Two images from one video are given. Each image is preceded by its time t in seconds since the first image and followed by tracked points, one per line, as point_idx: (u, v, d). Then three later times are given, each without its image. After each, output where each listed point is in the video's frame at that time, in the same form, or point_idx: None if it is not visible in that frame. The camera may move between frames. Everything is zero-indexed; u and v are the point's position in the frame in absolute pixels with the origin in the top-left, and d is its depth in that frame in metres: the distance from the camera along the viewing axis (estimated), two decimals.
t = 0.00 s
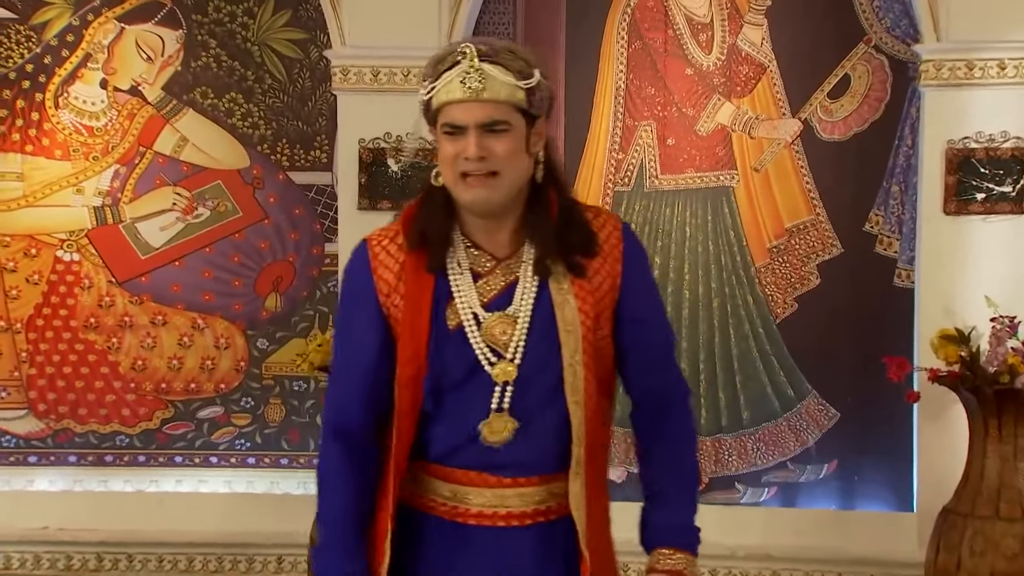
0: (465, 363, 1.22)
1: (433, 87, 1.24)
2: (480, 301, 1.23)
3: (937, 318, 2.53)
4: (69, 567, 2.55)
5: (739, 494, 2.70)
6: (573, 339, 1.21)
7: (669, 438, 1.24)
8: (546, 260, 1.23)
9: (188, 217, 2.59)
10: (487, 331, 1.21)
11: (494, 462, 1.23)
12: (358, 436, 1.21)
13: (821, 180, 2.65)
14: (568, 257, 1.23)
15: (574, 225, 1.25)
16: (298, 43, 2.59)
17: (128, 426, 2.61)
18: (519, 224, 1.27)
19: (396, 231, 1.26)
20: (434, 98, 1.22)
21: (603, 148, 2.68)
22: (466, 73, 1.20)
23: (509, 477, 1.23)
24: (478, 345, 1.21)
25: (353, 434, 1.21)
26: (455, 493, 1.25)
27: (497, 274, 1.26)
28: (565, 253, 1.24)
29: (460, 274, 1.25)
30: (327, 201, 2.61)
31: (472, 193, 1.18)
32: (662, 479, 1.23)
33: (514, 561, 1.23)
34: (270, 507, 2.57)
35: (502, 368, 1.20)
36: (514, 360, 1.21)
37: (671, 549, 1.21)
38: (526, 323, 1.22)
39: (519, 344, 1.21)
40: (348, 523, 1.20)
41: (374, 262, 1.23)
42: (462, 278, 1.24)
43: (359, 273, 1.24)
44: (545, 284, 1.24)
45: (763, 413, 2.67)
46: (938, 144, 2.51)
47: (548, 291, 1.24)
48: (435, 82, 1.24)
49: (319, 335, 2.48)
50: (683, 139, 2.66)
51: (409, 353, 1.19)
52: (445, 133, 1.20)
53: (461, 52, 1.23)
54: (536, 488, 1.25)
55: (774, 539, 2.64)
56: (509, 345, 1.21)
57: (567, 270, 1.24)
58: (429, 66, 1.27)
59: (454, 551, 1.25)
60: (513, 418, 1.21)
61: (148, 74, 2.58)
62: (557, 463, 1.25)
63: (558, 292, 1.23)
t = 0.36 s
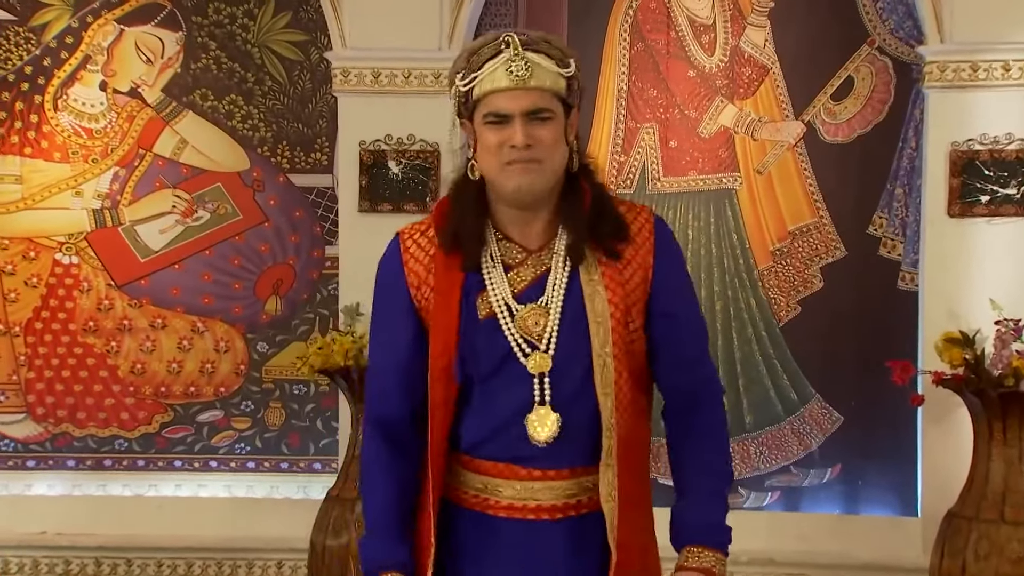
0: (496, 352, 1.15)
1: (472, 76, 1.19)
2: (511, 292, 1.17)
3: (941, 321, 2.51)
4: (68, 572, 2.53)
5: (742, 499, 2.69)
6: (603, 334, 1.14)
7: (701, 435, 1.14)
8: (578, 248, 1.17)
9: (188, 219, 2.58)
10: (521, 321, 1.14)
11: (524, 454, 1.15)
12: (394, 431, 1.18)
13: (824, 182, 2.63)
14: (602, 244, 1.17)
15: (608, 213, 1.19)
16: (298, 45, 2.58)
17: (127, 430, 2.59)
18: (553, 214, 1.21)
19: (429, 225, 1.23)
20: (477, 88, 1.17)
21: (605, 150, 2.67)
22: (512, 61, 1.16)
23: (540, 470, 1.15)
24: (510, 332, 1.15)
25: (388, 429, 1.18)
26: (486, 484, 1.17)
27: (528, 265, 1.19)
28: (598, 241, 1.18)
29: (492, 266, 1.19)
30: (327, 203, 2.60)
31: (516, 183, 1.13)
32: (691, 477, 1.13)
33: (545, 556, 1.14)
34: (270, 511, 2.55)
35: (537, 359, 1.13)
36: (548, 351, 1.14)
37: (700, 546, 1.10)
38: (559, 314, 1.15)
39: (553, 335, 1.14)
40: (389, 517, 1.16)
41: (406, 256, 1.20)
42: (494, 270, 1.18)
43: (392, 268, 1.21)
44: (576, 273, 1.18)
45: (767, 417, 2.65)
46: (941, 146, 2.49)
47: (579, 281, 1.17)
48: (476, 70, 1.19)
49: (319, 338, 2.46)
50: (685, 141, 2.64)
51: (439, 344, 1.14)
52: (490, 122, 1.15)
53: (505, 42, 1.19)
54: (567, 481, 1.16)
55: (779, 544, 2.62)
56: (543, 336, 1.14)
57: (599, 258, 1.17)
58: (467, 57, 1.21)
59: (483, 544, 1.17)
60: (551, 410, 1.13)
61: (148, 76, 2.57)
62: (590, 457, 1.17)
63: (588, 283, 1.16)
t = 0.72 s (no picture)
0: (474, 342, 1.22)
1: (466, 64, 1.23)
2: (488, 285, 1.25)
3: (943, 325, 2.50)
4: None
5: (743, 505, 2.66)
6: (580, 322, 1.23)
7: (664, 430, 1.24)
8: (556, 239, 1.26)
9: (186, 223, 2.56)
10: (501, 314, 1.22)
11: (503, 445, 1.22)
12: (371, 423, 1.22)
13: (826, 185, 2.62)
14: (578, 233, 1.27)
15: (582, 206, 1.29)
16: (297, 48, 2.57)
17: (125, 435, 2.57)
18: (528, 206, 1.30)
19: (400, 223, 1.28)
20: (471, 77, 1.22)
21: (605, 154, 2.66)
22: (511, 52, 1.22)
23: (514, 464, 1.22)
24: (491, 326, 1.22)
25: (361, 424, 1.21)
26: (457, 482, 1.25)
27: (504, 257, 1.27)
28: (573, 232, 1.28)
29: (468, 260, 1.26)
30: (326, 207, 2.58)
31: (510, 172, 1.19)
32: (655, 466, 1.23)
33: (520, 548, 1.22)
34: (268, 517, 2.53)
35: (518, 351, 1.21)
36: (528, 342, 1.22)
37: (665, 538, 1.20)
38: (537, 307, 1.23)
39: (531, 326, 1.22)
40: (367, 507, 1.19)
41: (379, 254, 1.25)
42: (471, 265, 1.25)
43: (364, 268, 1.25)
44: (553, 262, 1.26)
45: (768, 422, 2.63)
46: (943, 149, 2.48)
47: (555, 272, 1.26)
48: (471, 59, 1.23)
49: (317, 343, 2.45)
50: (686, 145, 2.63)
51: (418, 338, 1.21)
52: (483, 112, 1.21)
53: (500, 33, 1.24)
54: (542, 475, 1.24)
55: (780, 551, 2.60)
56: (522, 327, 1.22)
57: (576, 249, 1.27)
58: (455, 49, 1.26)
59: (464, 546, 1.24)
60: (530, 401, 1.20)
61: (146, 79, 2.55)
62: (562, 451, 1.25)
63: (565, 276, 1.25)
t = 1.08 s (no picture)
0: (456, 344, 1.25)
1: (447, 64, 1.27)
2: (470, 286, 1.28)
3: (952, 334, 2.46)
4: None
5: (748, 515, 2.61)
6: (560, 322, 1.29)
7: (632, 428, 1.34)
8: (536, 238, 1.32)
9: (184, 230, 2.53)
10: (485, 315, 1.26)
11: (487, 447, 1.26)
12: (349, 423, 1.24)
13: (832, 190, 2.58)
14: (555, 231, 1.35)
15: (555, 205, 1.36)
16: (295, 52, 2.54)
17: (121, 445, 2.53)
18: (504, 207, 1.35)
19: (376, 225, 1.29)
20: (454, 77, 1.26)
21: (608, 160, 2.62)
22: (494, 51, 1.27)
23: (494, 463, 1.27)
24: (474, 327, 1.25)
25: (339, 426, 1.24)
26: (436, 484, 1.28)
27: (485, 258, 1.31)
28: (550, 232, 1.35)
29: (449, 261, 1.29)
30: (325, 214, 2.55)
31: (495, 172, 1.23)
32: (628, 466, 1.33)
33: (502, 545, 1.27)
34: (267, 528, 2.50)
35: (502, 352, 1.25)
36: (512, 343, 1.26)
37: (638, 534, 1.30)
38: (519, 309, 1.28)
39: (514, 327, 1.27)
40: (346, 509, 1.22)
41: (357, 255, 1.26)
42: (452, 265, 1.29)
43: (342, 272, 1.25)
44: (532, 263, 1.32)
45: (773, 432, 2.59)
46: (951, 154, 2.44)
47: (536, 274, 1.31)
48: (452, 59, 1.27)
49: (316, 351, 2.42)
50: (690, 150, 2.59)
51: (400, 342, 1.23)
52: (467, 112, 1.25)
53: (480, 33, 1.29)
54: (523, 471, 1.29)
55: (785, 561, 2.57)
56: (505, 327, 1.26)
57: (553, 249, 1.35)
58: (435, 50, 1.30)
59: (451, 547, 1.27)
60: (517, 403, 1.25)
61: (143, 84, 2.52)
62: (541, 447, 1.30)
63: (544, 275, 1.31)
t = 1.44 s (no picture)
0: (496, 356, 1.15)
1: (490, 67, 1.16)
2: (508, 295, 1.18)
3: (964, 342, 2.40)
4: None
5: (755, 529, 2.55)
6: (594, 332, 1.20)
7: (649, 437, 1.25)
8: (571, 244, 1.22)
9: (177, 237, 2.47)
10: (521, 325, 1.16)
11: (523, 459, 1.17)
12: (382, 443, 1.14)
13: (841, 196, 2.52)
14: (588, 236, 1.25)
15: (589, 210, 1.27)
16: (292, 55, 2.48)
17: (113, 458, 2.47)
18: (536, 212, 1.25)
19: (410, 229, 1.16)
20: (500, 79, 1.15)
21: (611, 165, 2.56)
22: (540, 53, 1.17)
23: (531, 474, 1.18)
24: (512, 337, 1.15)
25: (374, 443, 1.13)
26: (470, 495, 1.19)
27: (522, 265, 1.21)
28: (583, 238, 1.26)
29: (486, 269, 1.18)
30: (322, 221, 2.49)
31: (543, 173, 1.13)
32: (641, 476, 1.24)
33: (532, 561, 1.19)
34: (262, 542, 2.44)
35: (539, 361, 1.15)
36: (549, 352, 1.17)
37: (643, 546, 1.22)
38: (556, 316, 1.18)
39: (552, 336, 1.17)
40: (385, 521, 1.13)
41: (393, 264, 1.13)
42: (490, 273, 1.18)
43: (376, 283, 1.12)
44: (567, 271, 1.22)
45: (782, 444, 2.53)
46: (963, 159, 2.38)
47: (571, 283, 1.21)
48: (496, 61, 1.17)
49: (312, 361, 2.36)
50: (696, 155, 2.54)
51: (438, 357, 1.12)
52: (513, 113, 1.15)
53: (521, 36, 1.20)
54: (554, 483, 1.21)
55: None
56: (543, 337, 1.17)
57: (586, 255, 1.25)
58: (473, 53, 1.19)
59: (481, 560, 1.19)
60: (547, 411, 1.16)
61: (136, 88, 2.46)
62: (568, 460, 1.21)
63: (580, 282, 1.21)
